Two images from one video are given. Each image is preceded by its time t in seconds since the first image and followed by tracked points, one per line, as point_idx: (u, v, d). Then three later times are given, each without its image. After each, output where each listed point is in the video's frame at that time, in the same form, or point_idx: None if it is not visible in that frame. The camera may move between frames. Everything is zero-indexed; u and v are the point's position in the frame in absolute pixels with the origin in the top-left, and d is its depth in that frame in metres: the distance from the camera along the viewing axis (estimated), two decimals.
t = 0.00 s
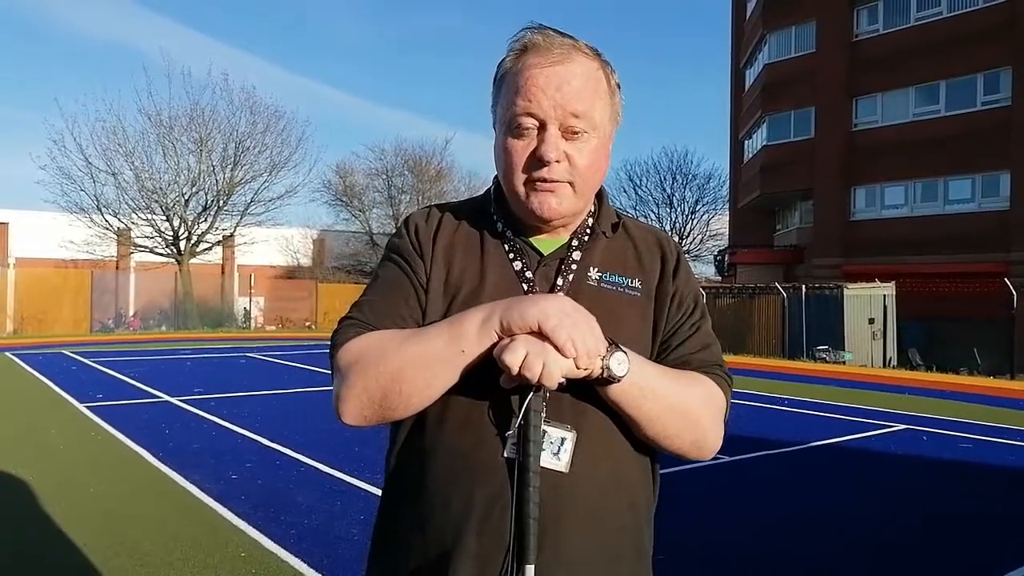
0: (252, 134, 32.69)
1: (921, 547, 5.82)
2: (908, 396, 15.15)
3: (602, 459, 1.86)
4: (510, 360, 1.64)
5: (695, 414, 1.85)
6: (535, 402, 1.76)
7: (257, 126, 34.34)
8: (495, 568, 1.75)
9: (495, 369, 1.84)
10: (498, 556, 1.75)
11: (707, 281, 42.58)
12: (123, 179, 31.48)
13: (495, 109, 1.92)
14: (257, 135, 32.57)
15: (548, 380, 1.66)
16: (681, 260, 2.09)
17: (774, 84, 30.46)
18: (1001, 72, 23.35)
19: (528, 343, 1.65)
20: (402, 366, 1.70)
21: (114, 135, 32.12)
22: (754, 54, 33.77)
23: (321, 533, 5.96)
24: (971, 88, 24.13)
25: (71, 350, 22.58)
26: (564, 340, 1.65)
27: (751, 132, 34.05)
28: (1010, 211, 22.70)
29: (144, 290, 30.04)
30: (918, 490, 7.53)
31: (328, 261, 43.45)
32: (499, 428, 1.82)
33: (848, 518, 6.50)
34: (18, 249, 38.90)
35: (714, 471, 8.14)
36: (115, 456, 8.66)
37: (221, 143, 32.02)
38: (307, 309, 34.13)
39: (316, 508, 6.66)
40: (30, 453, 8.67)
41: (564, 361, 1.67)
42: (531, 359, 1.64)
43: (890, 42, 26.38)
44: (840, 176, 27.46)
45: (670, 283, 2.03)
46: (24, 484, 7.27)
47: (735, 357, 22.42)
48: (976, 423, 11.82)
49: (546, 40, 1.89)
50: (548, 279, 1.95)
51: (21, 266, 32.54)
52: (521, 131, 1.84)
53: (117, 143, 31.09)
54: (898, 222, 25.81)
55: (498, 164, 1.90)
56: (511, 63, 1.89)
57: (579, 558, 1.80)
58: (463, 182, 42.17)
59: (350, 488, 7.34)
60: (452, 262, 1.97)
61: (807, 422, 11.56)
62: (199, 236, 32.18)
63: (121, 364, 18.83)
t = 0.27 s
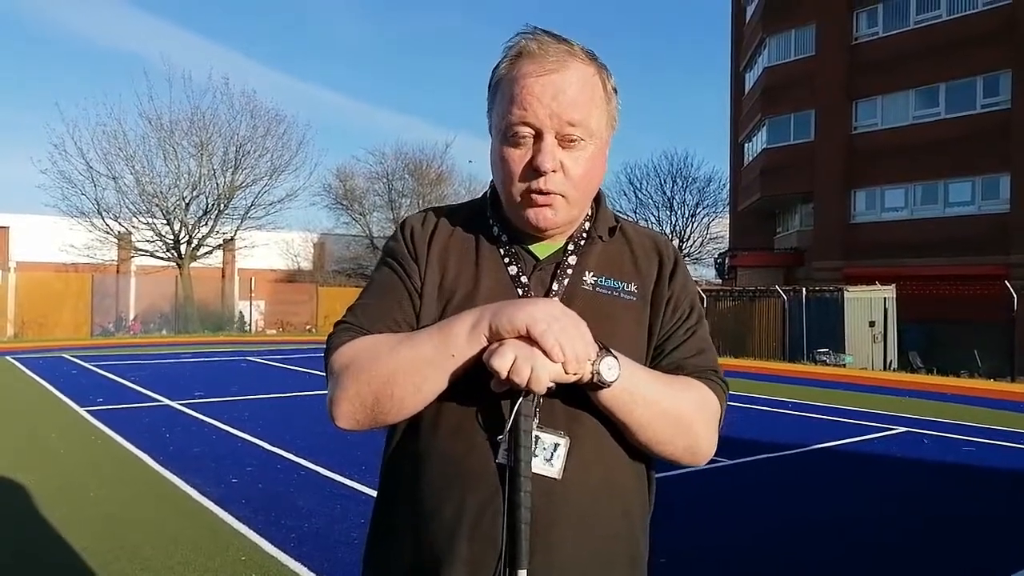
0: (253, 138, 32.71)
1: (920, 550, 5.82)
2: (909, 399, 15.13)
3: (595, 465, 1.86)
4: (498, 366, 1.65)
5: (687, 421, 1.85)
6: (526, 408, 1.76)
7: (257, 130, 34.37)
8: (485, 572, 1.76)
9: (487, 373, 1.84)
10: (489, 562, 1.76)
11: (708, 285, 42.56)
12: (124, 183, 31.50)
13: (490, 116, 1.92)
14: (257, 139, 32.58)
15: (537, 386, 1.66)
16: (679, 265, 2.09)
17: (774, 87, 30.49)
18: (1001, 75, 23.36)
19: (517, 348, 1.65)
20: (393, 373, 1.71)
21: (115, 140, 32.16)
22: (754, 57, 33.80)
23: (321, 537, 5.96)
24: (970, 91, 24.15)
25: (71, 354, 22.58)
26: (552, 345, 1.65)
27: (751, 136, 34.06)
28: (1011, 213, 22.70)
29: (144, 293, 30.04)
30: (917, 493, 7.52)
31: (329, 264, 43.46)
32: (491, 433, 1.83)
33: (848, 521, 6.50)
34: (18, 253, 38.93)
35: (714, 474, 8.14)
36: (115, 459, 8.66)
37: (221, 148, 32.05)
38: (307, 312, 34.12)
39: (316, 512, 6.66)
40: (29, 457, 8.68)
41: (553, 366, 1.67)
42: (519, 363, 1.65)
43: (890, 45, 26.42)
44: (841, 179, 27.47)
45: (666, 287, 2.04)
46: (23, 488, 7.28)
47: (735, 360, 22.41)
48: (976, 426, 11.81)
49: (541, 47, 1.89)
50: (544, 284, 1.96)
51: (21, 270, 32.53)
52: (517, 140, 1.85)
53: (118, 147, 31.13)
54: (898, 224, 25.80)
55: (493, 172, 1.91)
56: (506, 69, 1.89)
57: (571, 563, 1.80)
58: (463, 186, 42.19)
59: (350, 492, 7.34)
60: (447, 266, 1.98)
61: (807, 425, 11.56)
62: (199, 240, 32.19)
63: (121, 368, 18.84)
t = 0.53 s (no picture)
0: (248, 141, 32.69)
1: (914, 552, 5.83)
2: (905, 400, 15.15)
3: (586, 468, 1.87)
4: (487, 369, 1.65)
5: (677, 423, 1.85)
6: (516, 411, 1.76)
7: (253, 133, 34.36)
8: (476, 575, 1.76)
9: (476, 378, 1.84)
10: (480, 567, 1.76)
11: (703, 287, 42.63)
12: (119, 186, 31.48)
13: (479, 120, 1.93)
14: (253, 142, 32.57)
15: (526, 389, 1.67)
16: (670, 266, 2.10)
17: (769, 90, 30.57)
18: (994, 78, 23.44)
19: (505, 351, 1.66)
20: (382, 377, 1.72)
21: (110, 143, 32.13)
22: (749, 60, 33.89)
23: (316, 540, 5.96)
24: (964, 94, 24.24)
25: (66, 358, 22.53)
26: (541, 347, 1.65)
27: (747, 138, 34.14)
28: (1005, 215, 22.78)
29: (139, 297, 30.00)
30: (912, 495, 7.53)
31: (325, 267, 43.44)
32: (481, 436, 1.83)
33: (842, 524, 6.51)
34: (13, 257, 38.86)
35: (709, 476, 8.15)
36: (110, 463, 8.64)
37: (217, 151, 32.03)
38: (303, 315, 34.08)
39: (311, 515, 6.65)
40: (24, 461, 8.66)
41: (541, 369, 1.67)
42: (507, 367, 1.65)
43: (884, 48, 26.52)
44: (836, 182, 27.54)
45: (658, 289, 2.04)
46: (17, 493, 7.26)
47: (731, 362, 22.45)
48: (971, 428, 11.83)
49: (528, 50, 1.89)
50: (534, 287, 1.96)
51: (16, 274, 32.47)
52: (506, 143, 1.86)
53: (113, 150, 31.11)
54: (893, 227, 25.86)
55: (484, 176, 1.91)
56: (494, 72, 1.90)
57: (563, 567, 1.80)
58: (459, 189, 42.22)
59: (345, 495, 7.33)
60: (437, 269, 1.98)
61: (802, 427, 11.58)
62: (195, 243, 32.16)
63: (117, 371, 18.82)
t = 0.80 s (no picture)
0: (249, 141, 32.68)
1: (917, 551, 5.82)
2: (905, 400, 15.15)
3: (584, 469, 1.86)
4: (482, 370, 1.65)
5: (674, 422, 1.85)
6: (511, 412, 1.76)
7: (253, 133, 34.36)
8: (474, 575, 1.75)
9: (472, 378, 1.84)
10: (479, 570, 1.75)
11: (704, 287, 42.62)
12: (119, 187, 31.47)
13: (474, 120, 1.93)
14: (253, 142, 32.55)
15: (522, 389, 1.66)
16: (669, 264, 2.10)
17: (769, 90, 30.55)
18: (994, 77, 23.43)
19: (501, 352, 1.66)
20: (378, 378, 1.71)
21: (110, 143, 32.13)
22: (749, 60, 33.87)
23: (318, 540, 5.95)
24: (965, 93, 24.23)
25: (67, 358, 22.52)
26: (535, 348, 1.65)
27: (747, 138, 34.13)
28: (1005, 215, 22.76)
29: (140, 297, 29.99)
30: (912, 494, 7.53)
31: (325, 267, 43.44)
32: (476, 437, 1.83)
33: (843, 523, 6.51)
34: (14, 257, 38.83)
35: (710, 476, 8.14)
36: (111, 463, 8.64)
37: (217, 151, 32.02)
38: (304, 315, 34.06)
39: (312, 515, 6.65)
40: (25, 461, 8.66)
41: (537, 369, 1.67)
42: (503, 367, 1.65)
43: (884, 47, 26.51)
44: (836, 181, 27.53)
45: (655, 288, 2.04)
46: (17, 493, 7.25)
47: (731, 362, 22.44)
48: (972, 427, 11.82)
49: (523, 49, 1.89)
50: (531, 286, 1.96)
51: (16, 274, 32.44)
52: (501, 144, 1.85)
53: (113, 151, 31.10)
54: (893, 226, 25.86)
55: (480, 177, 1.91)
56: (489, 71, 1.89)
57: (561, 567, 1.80)
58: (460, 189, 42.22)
59: (346, 494, 7.34)
60: (434, 269, 1.99)
61: (803, 427, 11.57)
62: (195, 244, 32.17)
63: (117, 372, 18.82)
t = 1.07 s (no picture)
0: (251, 137, 32.67)
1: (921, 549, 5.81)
2: (908, 397, 15.13)
3: (587, 466, 1.86)
4: (486, 367, 1.65)
5: (678, 419, 1.84)
6: (515, 409, 1.75)
7: (256, 130, 34.34)
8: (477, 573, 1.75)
9: (475, 375, 1.84)
10: (482, 567, 1.75)
11: (706, 284, 42.59)
12: (122, 183, 31.49)
13: (477, 117, 1.92)
14: (256, 139, 32.54)
15: (525, 387, 1.66)
16: (672, 261, 2.09)
17: (772, 87, 30.49)
18: (999, 74, 23.36)
19: (504, 349, 1.65)
20: (380, 376, 1.71)
21: (114, 140, 32.12)
22: (753, 57, 33.78)
23: (321, 536, 5.96)
24: (969, 90, 24.16)
25: (70, 354, 22.54)
26: (539, 345, 1.64)
27: (750, 135, 34.06)
28: (1009, 212, 22.71)
29: (143, 293, 30.01)
30: (915, 492, 7.52)
31: (328, 264, 43.46)
32: (479, 435, 1.82)
33: (847, 521, 6.49)
34: (17, 253, 38.88)
35: (712, 473, 8.13)
36: (114, 459, 8.65)
37: (220, 148, 32.02)
38: (306, 312, 34.06)
39: (316, 511, 6.65)
40: (28, 457, 8.67)
41: (540, 366, 1.66)
42: (506, 364, 1.65)
43: (888, 44, 26.43)
44: (839, 179, 27.48)
45: (658, 284, 2.03)
46: (21, 489, 7.26)
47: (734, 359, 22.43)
48: (974, 424, 11.81)
49: (525, 45, 1.89)
50: (534, 284, 1.95)
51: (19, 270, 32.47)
52: (503, 141, 1.84)
53: (116, 147, 31.11)
54: (896, 224, 25.81)
55: (482, 174, 1.91)
56: (491, 68, 1.88)
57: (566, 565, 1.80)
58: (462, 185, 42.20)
59: (349, 490, 7.35)
60: (436, 267, 1.98)
61: (805, 424, 11.56)
62: (198, 240, 32.20)
63: (120, 367, 18.85)
